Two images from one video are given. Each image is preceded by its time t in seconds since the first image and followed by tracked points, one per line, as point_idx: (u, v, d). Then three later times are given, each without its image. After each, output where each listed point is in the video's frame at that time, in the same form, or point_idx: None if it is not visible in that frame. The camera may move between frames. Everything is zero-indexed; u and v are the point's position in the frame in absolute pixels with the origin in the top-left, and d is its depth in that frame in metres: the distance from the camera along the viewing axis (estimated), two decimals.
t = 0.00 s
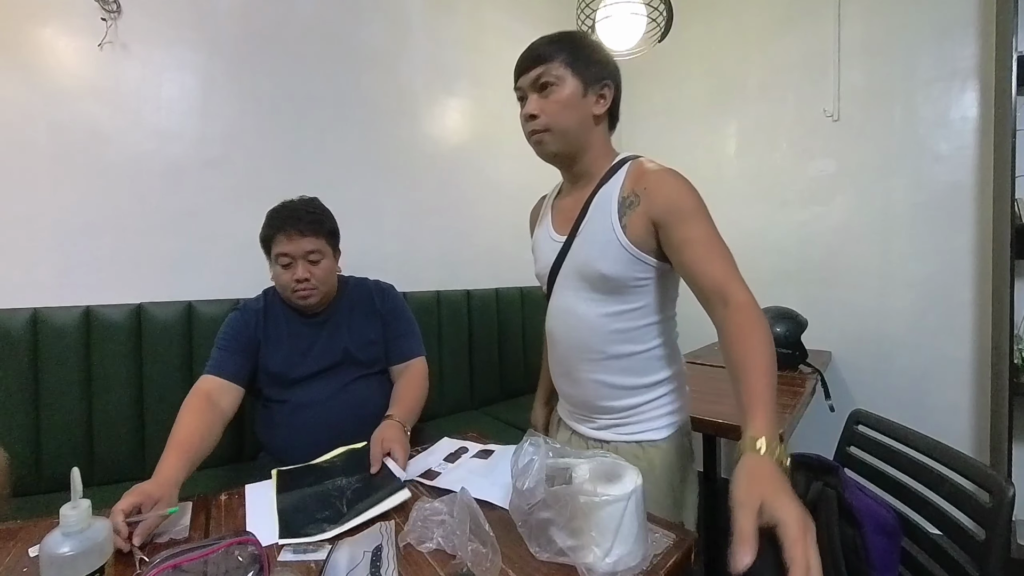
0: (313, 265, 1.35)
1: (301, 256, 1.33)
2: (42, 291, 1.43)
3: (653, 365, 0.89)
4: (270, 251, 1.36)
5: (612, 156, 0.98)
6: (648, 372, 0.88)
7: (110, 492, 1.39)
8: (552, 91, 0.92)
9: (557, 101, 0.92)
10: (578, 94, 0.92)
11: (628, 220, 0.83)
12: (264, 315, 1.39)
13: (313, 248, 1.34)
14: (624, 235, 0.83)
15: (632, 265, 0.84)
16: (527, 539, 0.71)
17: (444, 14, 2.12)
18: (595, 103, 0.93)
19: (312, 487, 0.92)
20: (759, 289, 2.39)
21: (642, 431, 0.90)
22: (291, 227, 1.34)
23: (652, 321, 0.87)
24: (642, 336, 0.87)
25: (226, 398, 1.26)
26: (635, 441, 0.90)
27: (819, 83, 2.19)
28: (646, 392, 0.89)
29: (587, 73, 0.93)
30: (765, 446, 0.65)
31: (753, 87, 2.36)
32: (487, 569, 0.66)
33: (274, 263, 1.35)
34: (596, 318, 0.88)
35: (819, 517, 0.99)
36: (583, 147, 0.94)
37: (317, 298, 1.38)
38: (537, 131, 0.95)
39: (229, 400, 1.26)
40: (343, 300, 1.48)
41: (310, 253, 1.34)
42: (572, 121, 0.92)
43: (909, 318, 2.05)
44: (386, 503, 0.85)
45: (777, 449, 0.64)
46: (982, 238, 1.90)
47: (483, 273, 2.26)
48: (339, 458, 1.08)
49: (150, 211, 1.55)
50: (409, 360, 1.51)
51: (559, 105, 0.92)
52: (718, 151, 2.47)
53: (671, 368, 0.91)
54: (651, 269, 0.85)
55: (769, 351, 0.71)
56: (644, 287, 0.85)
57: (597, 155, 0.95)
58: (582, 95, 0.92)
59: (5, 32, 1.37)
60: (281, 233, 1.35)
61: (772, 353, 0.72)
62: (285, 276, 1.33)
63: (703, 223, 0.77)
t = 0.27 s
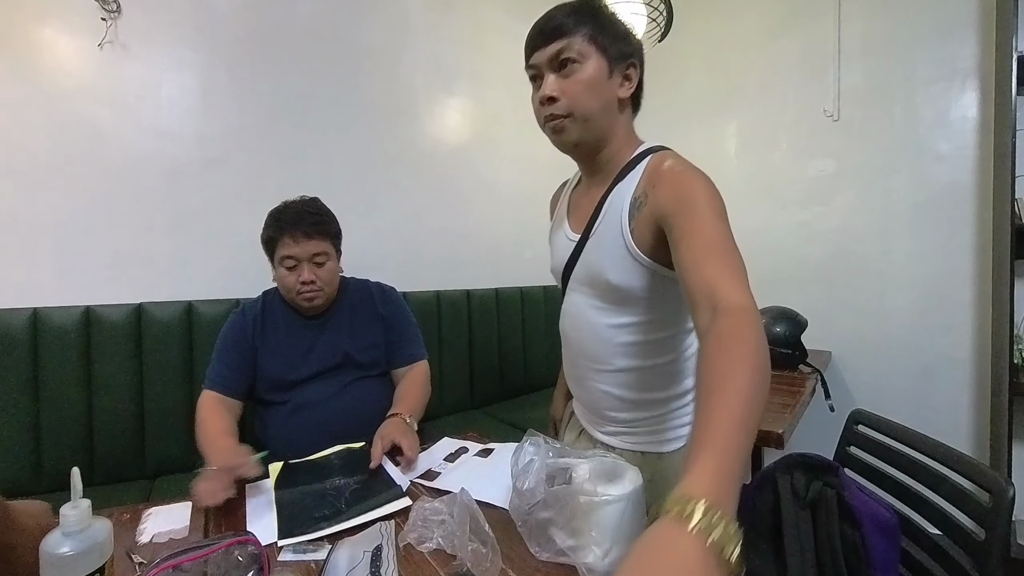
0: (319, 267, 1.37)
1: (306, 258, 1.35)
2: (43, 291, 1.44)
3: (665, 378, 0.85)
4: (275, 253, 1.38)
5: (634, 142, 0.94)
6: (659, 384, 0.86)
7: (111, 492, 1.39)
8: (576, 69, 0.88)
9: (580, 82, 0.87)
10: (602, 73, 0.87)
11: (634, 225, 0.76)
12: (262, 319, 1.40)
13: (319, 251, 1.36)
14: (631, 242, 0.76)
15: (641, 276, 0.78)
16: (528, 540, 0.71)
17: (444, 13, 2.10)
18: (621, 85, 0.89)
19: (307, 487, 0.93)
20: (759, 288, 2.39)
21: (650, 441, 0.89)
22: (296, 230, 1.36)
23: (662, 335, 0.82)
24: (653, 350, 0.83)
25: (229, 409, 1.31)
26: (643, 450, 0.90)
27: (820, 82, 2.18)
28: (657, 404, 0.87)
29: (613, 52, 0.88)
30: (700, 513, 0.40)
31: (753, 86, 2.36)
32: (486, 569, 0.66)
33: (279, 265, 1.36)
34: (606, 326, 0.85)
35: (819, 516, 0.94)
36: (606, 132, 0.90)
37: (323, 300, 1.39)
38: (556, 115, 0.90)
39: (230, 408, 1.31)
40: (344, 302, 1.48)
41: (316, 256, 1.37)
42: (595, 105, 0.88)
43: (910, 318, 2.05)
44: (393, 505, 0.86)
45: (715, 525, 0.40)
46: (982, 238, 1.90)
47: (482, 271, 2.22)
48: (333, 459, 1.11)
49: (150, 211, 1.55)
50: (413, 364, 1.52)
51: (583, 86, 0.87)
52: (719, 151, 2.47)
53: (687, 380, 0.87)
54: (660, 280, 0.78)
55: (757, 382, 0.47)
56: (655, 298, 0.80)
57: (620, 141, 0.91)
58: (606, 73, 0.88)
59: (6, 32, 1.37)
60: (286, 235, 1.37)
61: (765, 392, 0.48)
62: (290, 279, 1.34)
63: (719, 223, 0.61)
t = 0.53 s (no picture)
0: (326, 268, 1.38)
1: (314, 259, 1.37)
2: (43, 290, 1.44)
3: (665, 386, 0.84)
4: (281, 254, 1.39)
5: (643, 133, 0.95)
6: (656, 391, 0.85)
7: (111, 492, 1.39)
8: (596, 55, 0.85)
9: (601, 68, 0.85)
10: (623, 61, 0.86)
11: (632, 226, 0.71)
12: (264, 318, 1.41)
13: (327, 252, 1.38)
14: (629, 246, 0.72)
15: (641, 282, 0.75)
16: (527, 539, 0.71)
17: (444, 13, 2.10)
18: (640, 77, 0.88)
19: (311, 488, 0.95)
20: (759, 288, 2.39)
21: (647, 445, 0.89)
22: (304, 231, 1.38)
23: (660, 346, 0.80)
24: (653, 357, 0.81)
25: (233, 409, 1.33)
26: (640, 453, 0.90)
27: (820, 82, 2.18)
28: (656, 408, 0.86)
29: (635, 41, 0.87)
30: None
31: (753, 86, 2.36)
32: (487, 569, 0.66)
33: (285, 266, 1.37)
34: (607, 327, 0.84)
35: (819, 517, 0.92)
36: (623, 123, 0.90)
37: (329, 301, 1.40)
38: (575, 103, 0.88)
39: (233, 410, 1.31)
40: (347, 302, 1.49)
41: (324, 257, 1.38)
42: (615, 96, 0.87)
43: (909, 318, 2.05)
44: (392, 504, 0.86)
45: None
46: (982, 238, 1.90)
47: (483, 273, 2.23)
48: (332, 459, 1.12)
49: (150, 210, 1.55)
50: (421, 362, 1.58)
51: (603, 73, 0.85)
52: (719, 151, 2.46)
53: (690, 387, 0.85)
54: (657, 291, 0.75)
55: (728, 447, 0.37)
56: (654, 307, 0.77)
57: (635, 133, 0.92)
58: (626, 61, 0.86)
59: (5, 31, 1.38)
60: (294, 236, 1.38)
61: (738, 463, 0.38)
62: (298, 280, 1.35)
63: (721, 253, 0.52)
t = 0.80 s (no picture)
0: (335, 268, 1.39)
1: (324, 259, 1.37)
2: (44, 289, 1.45)
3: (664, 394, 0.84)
4: (289, 253, 1.39)
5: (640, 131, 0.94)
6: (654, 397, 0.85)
7: (111, 491, 1.40)
8: (577, 58, 0.86)
9: (581, 70, 0.85)
10: (605, 61, 0.85)
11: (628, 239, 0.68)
12: (270, 317, 1.40)
13: (337, 252, 1.38)
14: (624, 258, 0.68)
15: (639, 295, 0.72)
16: (527, 539, 0.71)
17: (444, 12, 2.08)
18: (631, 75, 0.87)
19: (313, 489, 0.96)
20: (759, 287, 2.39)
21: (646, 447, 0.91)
22: (316, 231, 1.38)
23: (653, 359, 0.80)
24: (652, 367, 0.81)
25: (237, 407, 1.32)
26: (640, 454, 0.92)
27: (820, 82, 2.18)
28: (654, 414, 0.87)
29: (624, 37, 0.86)
30: None
31: (753, 87, 2.36)
32: (487, 569, 0.66)
33: (294, 265, 1.37)
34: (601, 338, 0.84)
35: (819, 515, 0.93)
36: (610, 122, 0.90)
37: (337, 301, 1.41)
38: (558, 107, 0.88)
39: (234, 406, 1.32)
40: (354, 302, 1.48)
41: (332, 257, 1.38)
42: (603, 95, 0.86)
43: (909, 318, 2.05)
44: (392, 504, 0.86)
45: None
46: (982, 238, 1.90)
47: (482, 272, 2.20)
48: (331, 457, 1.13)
49: (151, 210, 1.56)
50: (425, 362, 1.58)
51: (584, 74, 0.85)
52: (719, 151, 2.46)
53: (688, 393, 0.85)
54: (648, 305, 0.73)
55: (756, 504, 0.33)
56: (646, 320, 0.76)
57: (627, 132, 0.92)
58: (609, 60, 0.86)
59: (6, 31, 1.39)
60: (305, 235, 1.38)
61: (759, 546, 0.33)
62: (307, 279, 1.35)
63: (720, 270, 0.46)
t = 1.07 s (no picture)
0: (339, 266, 1.36)
1: (328, 256, 1.34)
2: (37, 289, 1.43)
3: (675, 400, 0.84)
4: (293, 250, 1.36)
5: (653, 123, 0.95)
6: (664, 404, 0.84)
7: (104, 496, 1.37)
8: (584, 57, 0.85)
9: (590, 71, 0.85)
10: (613, 59, 0.85)
11: (644, 245, 0.69)
12: (269, 317, 1.37)
13: (342, 250, 1.35)
14: (640, 264, 0.70)
15: (652, 300, 0.73)
16: (531, 554, 0.69)
17: (444, 7, 2.03)
18: (641, 70, 0.87)
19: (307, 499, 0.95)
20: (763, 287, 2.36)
21: (656, 456, 0.89)
22: (323, 228, 1.36)
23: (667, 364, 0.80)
24: (663, 371, 0.81)
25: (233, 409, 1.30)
26: (650, 464, 0.91)
27: (824, 79, 2.15)
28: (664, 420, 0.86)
29: (631, 31, 0.85)
30: None
31: (756, 85, 2.33)
32: None
33: (296, 262, 1.34)
34: (614, 344, 0.84)
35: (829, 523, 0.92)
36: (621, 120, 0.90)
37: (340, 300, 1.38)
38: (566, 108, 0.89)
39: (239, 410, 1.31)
40: (357, 302, 1.45)
41: (338, 256, 1.36)
42: (614, 94, 0.87)
43: (916, 319, 2.02)
44: (388, 515, 0.84)
45: None
46: (990, 237, 1.88)
47: (481, 273, 2.15)
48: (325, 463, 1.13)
49: (145, 209, 1.53)
50: (426, 366, 1.54)
51: (592, 75, 0.85)
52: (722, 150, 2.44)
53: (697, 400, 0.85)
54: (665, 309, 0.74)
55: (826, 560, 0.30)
56: (661, 325, 0.77)
57: (639, 127, 0.92)
58: (617, 57, 0.85)
59: None
60: (310, 232, 1.35)
61: None
62: (309, 277, 1.32)
63: (755, 280, 0.45)
